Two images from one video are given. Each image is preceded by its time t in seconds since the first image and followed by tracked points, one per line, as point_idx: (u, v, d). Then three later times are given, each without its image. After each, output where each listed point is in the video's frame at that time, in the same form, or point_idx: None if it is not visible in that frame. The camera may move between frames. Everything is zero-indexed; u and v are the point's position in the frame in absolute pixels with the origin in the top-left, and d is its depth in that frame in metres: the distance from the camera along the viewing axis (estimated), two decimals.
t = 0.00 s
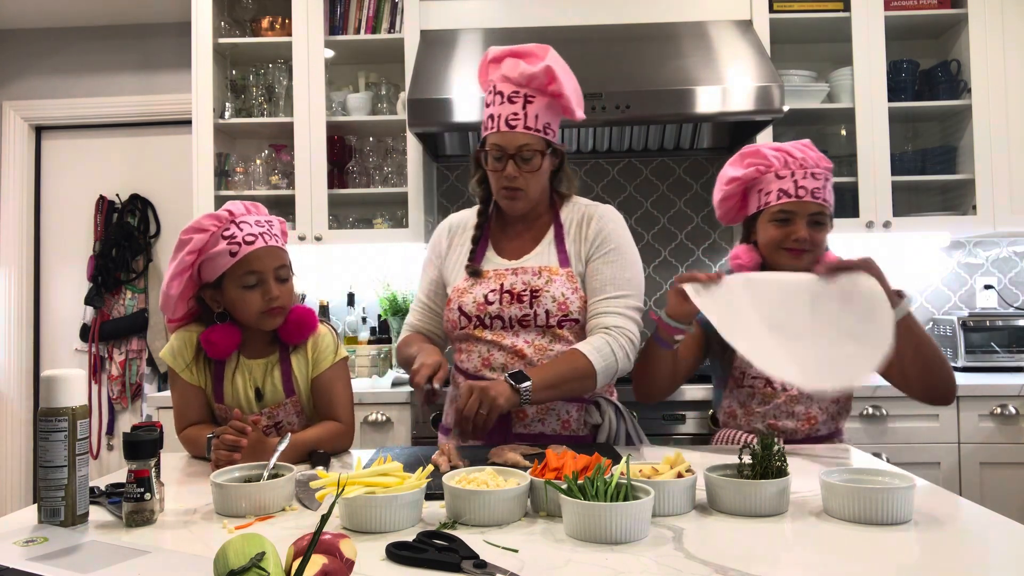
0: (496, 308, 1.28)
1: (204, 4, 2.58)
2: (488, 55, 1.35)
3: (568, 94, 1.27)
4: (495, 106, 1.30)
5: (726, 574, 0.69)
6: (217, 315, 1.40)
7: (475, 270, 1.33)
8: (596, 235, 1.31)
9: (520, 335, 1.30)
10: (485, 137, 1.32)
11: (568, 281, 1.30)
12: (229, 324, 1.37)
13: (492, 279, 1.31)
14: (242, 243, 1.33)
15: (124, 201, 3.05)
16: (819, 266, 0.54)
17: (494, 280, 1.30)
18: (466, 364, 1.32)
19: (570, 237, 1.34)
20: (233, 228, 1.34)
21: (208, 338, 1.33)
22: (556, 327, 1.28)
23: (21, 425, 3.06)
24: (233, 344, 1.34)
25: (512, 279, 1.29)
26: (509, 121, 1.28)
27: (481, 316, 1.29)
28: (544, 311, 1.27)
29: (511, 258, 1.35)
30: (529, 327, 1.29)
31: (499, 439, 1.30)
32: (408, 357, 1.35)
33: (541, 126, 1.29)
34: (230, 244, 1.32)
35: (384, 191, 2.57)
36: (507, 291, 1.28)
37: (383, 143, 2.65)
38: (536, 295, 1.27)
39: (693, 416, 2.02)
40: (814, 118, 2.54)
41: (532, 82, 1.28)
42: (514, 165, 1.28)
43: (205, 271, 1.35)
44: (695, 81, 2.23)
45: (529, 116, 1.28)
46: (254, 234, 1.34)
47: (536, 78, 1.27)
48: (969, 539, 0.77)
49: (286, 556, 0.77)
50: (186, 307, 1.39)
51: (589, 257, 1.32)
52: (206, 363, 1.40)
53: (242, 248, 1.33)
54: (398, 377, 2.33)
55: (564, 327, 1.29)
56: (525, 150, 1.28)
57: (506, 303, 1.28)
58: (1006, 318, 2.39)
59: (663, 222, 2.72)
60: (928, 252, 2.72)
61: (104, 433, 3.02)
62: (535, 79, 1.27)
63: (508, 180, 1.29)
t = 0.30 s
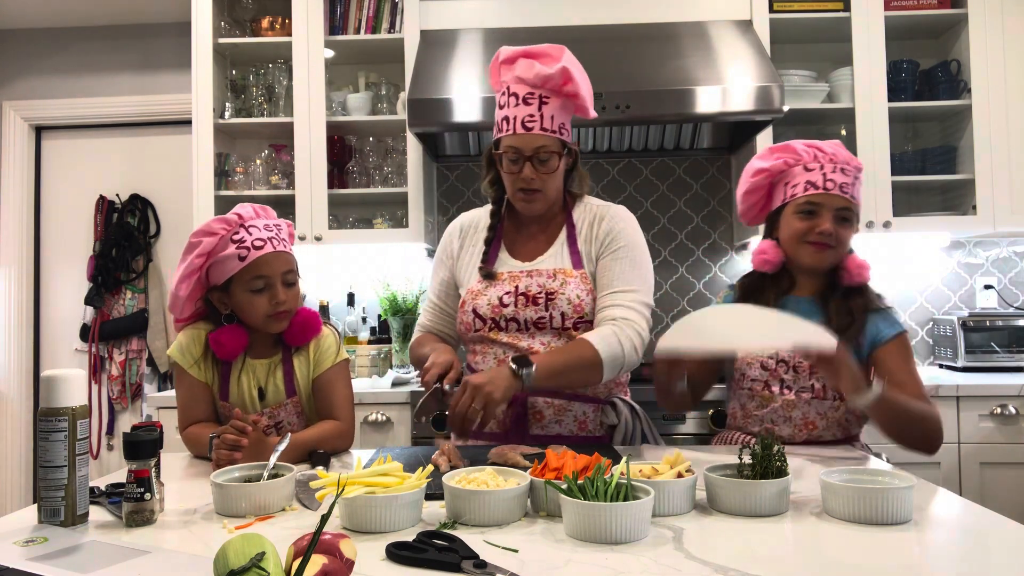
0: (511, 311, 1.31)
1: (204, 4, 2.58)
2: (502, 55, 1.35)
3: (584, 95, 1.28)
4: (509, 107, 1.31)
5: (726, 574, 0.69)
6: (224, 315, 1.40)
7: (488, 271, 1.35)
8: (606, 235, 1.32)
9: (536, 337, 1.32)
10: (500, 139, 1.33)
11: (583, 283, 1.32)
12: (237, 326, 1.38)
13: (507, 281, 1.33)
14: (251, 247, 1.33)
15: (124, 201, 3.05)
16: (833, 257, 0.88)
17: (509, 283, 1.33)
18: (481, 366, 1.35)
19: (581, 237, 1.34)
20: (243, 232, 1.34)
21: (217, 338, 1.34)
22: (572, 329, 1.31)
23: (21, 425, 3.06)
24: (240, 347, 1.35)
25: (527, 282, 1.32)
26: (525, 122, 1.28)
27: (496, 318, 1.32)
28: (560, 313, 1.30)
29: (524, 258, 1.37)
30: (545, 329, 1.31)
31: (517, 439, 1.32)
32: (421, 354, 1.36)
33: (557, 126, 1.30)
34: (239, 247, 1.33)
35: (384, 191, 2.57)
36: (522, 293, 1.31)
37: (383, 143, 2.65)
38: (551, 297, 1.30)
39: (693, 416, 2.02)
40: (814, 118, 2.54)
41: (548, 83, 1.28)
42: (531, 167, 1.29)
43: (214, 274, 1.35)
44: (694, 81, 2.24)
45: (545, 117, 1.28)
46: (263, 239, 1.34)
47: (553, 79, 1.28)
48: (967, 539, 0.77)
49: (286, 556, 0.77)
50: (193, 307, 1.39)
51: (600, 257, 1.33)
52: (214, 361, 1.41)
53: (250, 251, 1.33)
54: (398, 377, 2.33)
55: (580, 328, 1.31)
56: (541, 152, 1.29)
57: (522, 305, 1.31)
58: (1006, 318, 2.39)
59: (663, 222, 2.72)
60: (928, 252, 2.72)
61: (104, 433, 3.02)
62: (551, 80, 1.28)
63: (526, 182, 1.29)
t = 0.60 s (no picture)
0: (518, 311, 1.32)
1: (204, 4, 2.58)
2: (503, 54, 1.37)
3: (585, 93, 1.30)
4: (510, 107, 1.31)
5: (726, 574, 0.69)
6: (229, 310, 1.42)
7: (493, 271, 1.35)
8: (616, 233, 1.32)
9: (543, 337, 1.32)
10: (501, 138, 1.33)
11: (590, 281, 1.32)
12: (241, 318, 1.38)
13: (512, 281, 1.34)
14: (257, 238, 1.35)
15: (124, 202, 3.06)
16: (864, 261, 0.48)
17: (515, 283, 1.33)
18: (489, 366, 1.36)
19: (589, 236, 1.35)
20: (252, 226, 1.38)
21: (220, 330, 1.33)
22: (579, 328, 1.31)
23: (20, 425, 3.06)
24: (243, 338, 1.34)
25: (533, 282, 1.32)
26: (526, 121, 1.29)
27: (503, 319, 1.32)
28: (567, 313, 1.30)
29: (529, 258, 1.37)
30: (552, 329, 1.32)
31: (525, 441, 1.32)
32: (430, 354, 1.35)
33: (558, 125, 1.30)
34: (245, 238, 1.35)
35: (384, 191, 2.57)
36: (529, 293, 1.31)
37: (383, 143, 2.65)
38: (558, 296, 1.30)
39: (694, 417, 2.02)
40: (814, 118, 2.54)
41: (548, 82, 1.29)
42: (532, 166, 1.28)
43: (223, 266, 1.38)
44: (694, 81, 2.24)
45: (546, 116, 1.29)
46: (269, 233, 1.36)
47: (553, 77, 1.29)
48: (967, 539, 0.77)
49: (286, 556, 0.77)
50: (203, 301, 1.42)
51: (613, 255, 1.33)
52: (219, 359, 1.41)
53: (255, 243, 1.35)
54: (397, 377, 2.33)
55: (587, 328, 1.31)
56: (543, 151, 1.29)
57: (528, 305, 1.31)
58: (1006, 318, 2.39)
59: (663, 222, 2.72)
60: (928, 252, 2.72)
61: (104, 433, 3.02)
62: (551, 79, 1.29)
63: (527, 181, 1.28)
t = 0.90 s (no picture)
0: (523, 312, 1.32)
1: (204, 4, 2.58)
2: (515, 48, 1.38)
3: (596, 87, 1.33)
4: (522, 96, 1.31)
5: (726, 574, 0.69)
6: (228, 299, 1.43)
7: (497, 270, 1.35)
8: (621, 237, 1.34)
9: (547, 339, 1.33)
10: (511, 129, 1.32)
11: (595, 284, 1.33)
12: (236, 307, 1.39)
13: (517, 282, 1.33)
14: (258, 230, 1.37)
15: (124, 201, 3.06)
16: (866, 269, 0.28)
17: (519, 284, 1.33)
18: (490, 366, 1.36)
19: (593, 238, 1.36)
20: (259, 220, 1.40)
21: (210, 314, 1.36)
22: (585, 330, 1.32)
23: (20, 425, 3.06)
24: (232, 325, 1.36)
25: (538, 283, 1.32)
26: (539, 110, 1.29)
27: (507, 319, 1.33)
28: (572, 315, 1.31)
29: (533, 258, 1.37)
30: (556, 330, 1.32)
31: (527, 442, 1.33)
32: (440, 367, 1.37)
33: (569, 117, 1.32)
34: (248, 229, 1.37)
35: (384, 191, 2.57)
36: (533, 294, 1.31)
37: (383, 143, 2.65)
38: (564, 298, 1.31)
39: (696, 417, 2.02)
40: (814, 118, 2.54)
41: (562, 72, 1.31)
42: (544, 155, 1.29)
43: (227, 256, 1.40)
44: (694, 81, 2.23)
45: (559, 107, 1.30)
46: (272, 228, 1.38)
47: (567, 67, 1.30)
48: (967, 539, 0.77)
49: (286, 556, 0.77)
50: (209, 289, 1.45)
51: (618, 260, 1.34)
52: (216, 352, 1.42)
53: (255, 234, 1.36)
54: (397, 376, 2.33)
55: (592, 330, 1.32)
56: (555, 140, 1.30)
57: (533, 307, 1.31)
58: (1006, 318, 2.39)
59: (663, 222, 2.72)
60: (928, 252, 2.72)
61: (104, 433, 3.02)
62: (565, 68, 1.30)
63: (538, 170, 1.29)
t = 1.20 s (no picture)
0: (521, 312, 1.32)
1: (204, 4, 2.58)
2: (522, 46, 1.38)
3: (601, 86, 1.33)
4: (529, 92, 1.31)
5: (726, 574, 0.69)
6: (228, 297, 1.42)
7: (497, 269, 1.35)
8: (625, 245, 1.34)
9: (545, 339, 1.33)
10: (516, 124, 1.32)
11: (595, 286, 1.33)
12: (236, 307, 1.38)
13: (516, 281, 1.33)
14: (270, 232, 1.36)
15: (124, 201, 3.05)
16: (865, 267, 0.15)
17: (519, 283, 1.33)
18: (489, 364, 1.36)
19: (594, 240, 1.36)
20: (267, 220, 1.38)
21: (211, 314, 1.33)
22: (582, 331, 1.31)
23: (20, 425, 3.06)
24: (232, 324, 1.34)
25: (537, 283, 1.32)
26: (545, 105, 1.29)
27: (506, 319, 1.33)
28: (571, 316, 1.31)
29: (533, 258, 1.37)
30: (554, 331, 1.32)
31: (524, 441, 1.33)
32: (426, 348, 1.37)
33: (574, 114, 1.32)
34: (259, 230, 1.36)
35: (384, 191, 2.57)
36: (532, 295, 1.31)
37: (383, 143, 2.65)
38: (563, 299, 1.30)
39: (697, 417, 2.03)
40: (814, 118, 2.54)
41: (568, 69, 1.31)
42: (547, 149, 1.29)
43: (229, 253, 1.38)
44: (694, 81, 2.23)
45: (564, 103, 1.30)
46: (284, 230, 1.38)
47: (572, 65, 1.30)
48: (967, 539, 0.77)
49: (286, 556, 0.77)
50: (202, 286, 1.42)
51: (623, 264, 1.35)
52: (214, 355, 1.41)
53: (268, 236, 1.36)
54: (397, 376, 2.33)
55: (590, 331, 1.32)
56: (557, 134, 1.29)
57: (532, 307, 1.31)
58: (1006, 318, 2.39)
59: (663, 222, 2.72)
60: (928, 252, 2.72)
61: (104, 433, 3.02)
62: (572, 65, 1.31)
63: (540, 164, 1.29)
